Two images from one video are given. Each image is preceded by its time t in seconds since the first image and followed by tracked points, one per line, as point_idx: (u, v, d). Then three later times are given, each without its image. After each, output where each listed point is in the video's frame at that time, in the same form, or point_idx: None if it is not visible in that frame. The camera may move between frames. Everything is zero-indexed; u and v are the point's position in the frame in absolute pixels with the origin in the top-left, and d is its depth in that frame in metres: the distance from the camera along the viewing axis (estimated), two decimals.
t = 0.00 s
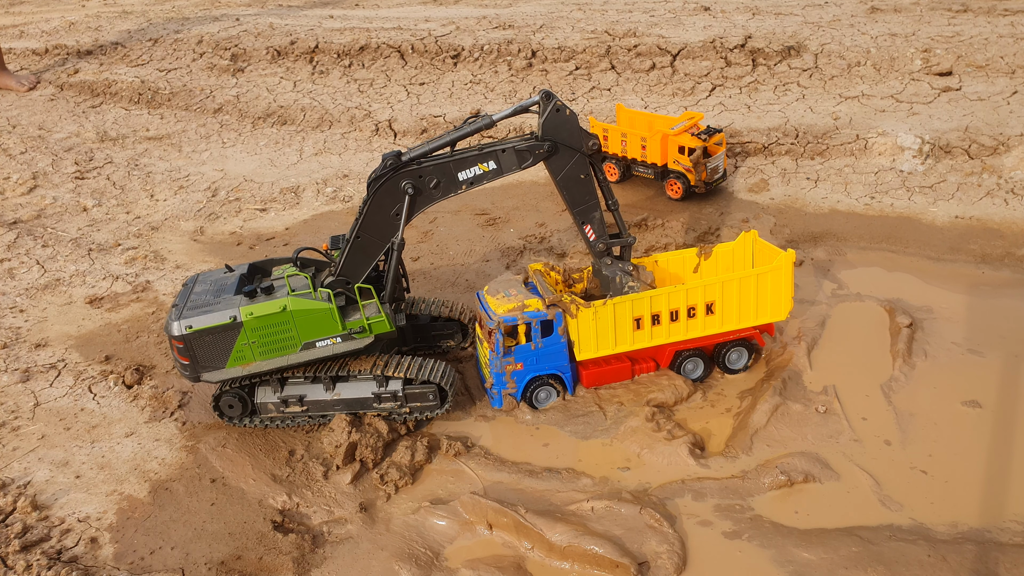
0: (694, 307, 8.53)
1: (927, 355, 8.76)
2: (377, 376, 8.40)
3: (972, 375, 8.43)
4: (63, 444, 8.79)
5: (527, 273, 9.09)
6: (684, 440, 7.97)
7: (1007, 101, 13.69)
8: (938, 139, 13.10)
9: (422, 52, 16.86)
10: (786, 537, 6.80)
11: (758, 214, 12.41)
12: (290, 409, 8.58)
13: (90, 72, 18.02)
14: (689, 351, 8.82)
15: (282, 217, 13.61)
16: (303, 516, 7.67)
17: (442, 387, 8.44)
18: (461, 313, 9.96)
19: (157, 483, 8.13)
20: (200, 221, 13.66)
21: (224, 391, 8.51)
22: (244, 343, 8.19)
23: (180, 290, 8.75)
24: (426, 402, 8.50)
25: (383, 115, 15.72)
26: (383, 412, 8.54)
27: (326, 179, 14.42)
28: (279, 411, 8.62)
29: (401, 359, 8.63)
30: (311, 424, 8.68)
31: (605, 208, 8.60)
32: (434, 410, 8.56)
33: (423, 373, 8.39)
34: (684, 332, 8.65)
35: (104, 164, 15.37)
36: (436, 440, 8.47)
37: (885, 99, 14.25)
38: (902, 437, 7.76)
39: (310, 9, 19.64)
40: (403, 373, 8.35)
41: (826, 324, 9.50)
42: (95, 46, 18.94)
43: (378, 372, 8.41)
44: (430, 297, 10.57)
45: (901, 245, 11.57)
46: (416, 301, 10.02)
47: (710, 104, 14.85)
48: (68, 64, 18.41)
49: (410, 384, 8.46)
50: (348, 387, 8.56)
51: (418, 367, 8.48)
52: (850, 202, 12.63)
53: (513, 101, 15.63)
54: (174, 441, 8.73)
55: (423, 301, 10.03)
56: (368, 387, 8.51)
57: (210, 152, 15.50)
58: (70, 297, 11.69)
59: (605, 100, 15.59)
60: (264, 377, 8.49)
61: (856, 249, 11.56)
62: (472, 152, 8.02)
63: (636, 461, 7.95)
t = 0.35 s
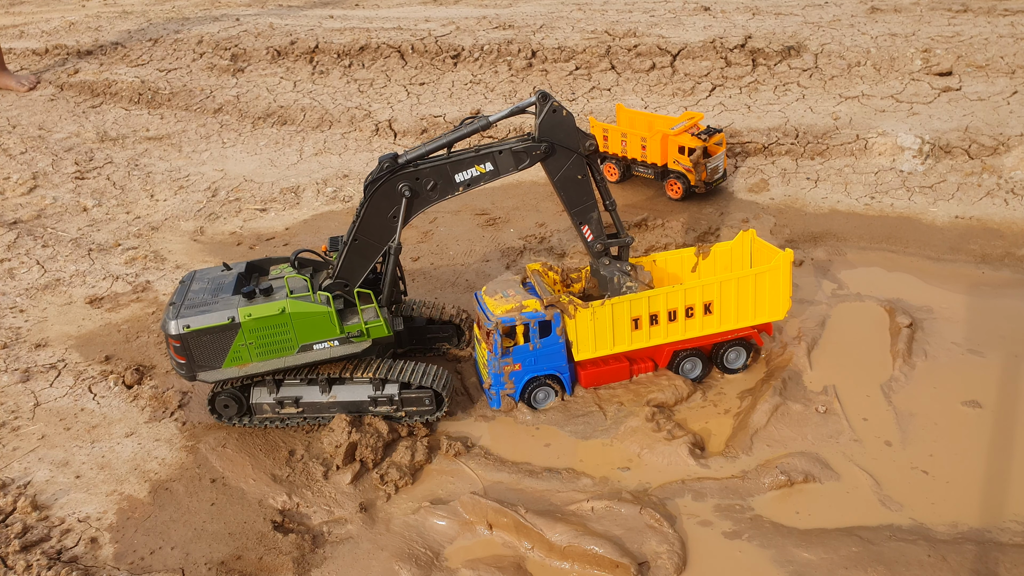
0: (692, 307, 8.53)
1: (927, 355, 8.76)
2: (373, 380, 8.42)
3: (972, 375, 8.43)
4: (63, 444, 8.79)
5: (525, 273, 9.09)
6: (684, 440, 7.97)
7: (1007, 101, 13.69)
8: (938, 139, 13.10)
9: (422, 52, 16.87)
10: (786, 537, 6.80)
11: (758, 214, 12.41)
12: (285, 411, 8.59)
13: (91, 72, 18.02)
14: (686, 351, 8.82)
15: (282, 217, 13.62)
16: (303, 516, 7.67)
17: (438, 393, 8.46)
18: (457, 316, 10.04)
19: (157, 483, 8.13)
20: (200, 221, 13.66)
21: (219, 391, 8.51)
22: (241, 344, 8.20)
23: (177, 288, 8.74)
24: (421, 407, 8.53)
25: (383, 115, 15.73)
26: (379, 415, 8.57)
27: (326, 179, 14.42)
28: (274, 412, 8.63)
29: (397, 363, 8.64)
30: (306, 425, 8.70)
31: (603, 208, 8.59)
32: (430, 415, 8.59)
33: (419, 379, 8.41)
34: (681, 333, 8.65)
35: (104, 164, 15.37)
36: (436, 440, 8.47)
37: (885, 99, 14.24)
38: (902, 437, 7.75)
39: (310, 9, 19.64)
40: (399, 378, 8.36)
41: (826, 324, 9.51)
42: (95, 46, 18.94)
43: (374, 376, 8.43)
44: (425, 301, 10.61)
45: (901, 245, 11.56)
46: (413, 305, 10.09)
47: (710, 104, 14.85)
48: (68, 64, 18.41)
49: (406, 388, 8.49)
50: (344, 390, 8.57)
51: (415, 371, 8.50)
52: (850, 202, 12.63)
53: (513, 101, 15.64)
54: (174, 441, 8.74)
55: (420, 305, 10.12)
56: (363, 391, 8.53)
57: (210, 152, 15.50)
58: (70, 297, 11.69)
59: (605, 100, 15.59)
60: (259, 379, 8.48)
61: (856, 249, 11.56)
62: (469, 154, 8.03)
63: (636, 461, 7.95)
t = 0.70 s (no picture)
0: (691, 307, 8.53)
1: (927, 355, 8.77)
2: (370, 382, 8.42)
3: (972, 375, 8.43)
4: (63, 444, 8.79)
5: (524, 273, 9.08)
6: (684, 440, 7.97)
7: (1007, 101, 13.69)
8: (938, 139, 13.10)
9: (422, 52, 16.87)
10: (786, 537, 6.80)
11: (758, 214, 12.41)
12: (282, 411, 8.61)
13: (91, 72, 18.02)
14: (685, 351, 8.81)
15: (282, 217, 13.61)
16: (303, 516, 7.67)
17: (435, 395, 8.45)
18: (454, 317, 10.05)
19: (157, 483, 8.13)
20: (200, 221, 13.65)
21: (217, 390, 8.53)
22: (239, 344, 8.20)
23: (176, 286, 8.75)
24: (418, 409, 8.53)
25: (383, 115, 15.73)
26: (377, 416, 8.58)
27: (326, 179, 14.42)
28: (272, 412, 8.66)
29: (394, 365, 8.63)
30: (303, 425, 8.72)
31: (602, 208, 8.59)
32: (426, 418, 8.58)
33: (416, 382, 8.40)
34: (680, 333, 8.65)
35: (104, 164, 15.37)
36: (436, 440, 8.47)
37: (885, 99, 14.25)
38: (902, 437, 7.76)
39: (310, 9, 19.64)
40: (396, 381, 8.35)
41: (826, 324, 9.51)
42: (95, 46, 18.94)
43: (371, 378, 8.42)
44: (424, 301, 10.61)
45: (901, 245, 11.56)
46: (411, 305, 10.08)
47: (709, 104, 14.85)
48: (68, 64, 18.41)
49: (403, 390, 8.49)
50: (341, 391, 8.57)
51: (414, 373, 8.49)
52: (850, 202, 12.63)
53: (513, 101, 15.64)
54: (174, 441, 8.73)
55: (419, 305, 10.12)
56: (361, 393, 8.53)
57: (210, 152, 15.50)
58: (70, 297, 11.69)
59: (605, 100, 15.59)
60: (257, 379, 8.49)
61: (857, 249, 11.56)
62: (467, 155, 8.04)
63: (636, 461, 7.95)
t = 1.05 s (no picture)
0: (690, 307, 8.53)
1: (927, 355, 8.76)
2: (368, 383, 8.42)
3: (972, 375, 8.42)
4: (63, 444, 8.79)
5: (524, 273, 9.09)
6: (684, 440, 7.96)
7: (1007, 101, 13.68)
8: (938, 139, 13.10)
9: (422, 52, 16.87)
10: (786, 537, 6.80)
11: (758, 214, 12.40)
12: (281, 410, 8.64)
13: (90, 72, 18.02)
14: (685, 351, 8.81)
15: (282, 217, 13.61)
16: (303, 516, 7.67)
17: (433, 396, 8.44)
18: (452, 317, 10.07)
19: (157, 483, 8.13)
20: (200, 221, 13.65)
21: (215, 389, 8.56)
22: (238, 343, 8.21)
23: (177, 284, 8.76)
24: (417, 410, 8.52)
25: (383, 115, 15.72)
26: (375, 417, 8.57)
27: (326, 179, 14.42)
28: (270, 411, 8.68)
29: (393, 366, 8.63)
30: (302, 425, 8.73)
31: (601, 208, 8.59)
32: (425, 418, 8.57)
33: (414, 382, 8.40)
34: (679, 333, 8.65)
35: (104, 164, 15.37)
36: (436, 440, 8.47)
37: (885, 99, 14.24)
38: (902, 437, 7.76)
39: (310, 9, 19.64)
40: (394, 382, 8.35)
41: (826, 324, 9.50)
42: (95, 46, 18.94)
43: (370, 379, 8.42)
44: (423, 301, 10.63)
45: (901, 245, 11.56)
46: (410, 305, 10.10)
47: (709, 104, 14.85)
48: (68, 64, 18.41)
49: (402, 391, 8.49)
50: (340, 391, 8.58)
51: (413, 374, 8.49)
52: (850, 202, 12.63)
53: (513, 101, 15.64)
54: (174, 441, 8.73)
55: (419, 306, 10.12)
56: (359, 393, 8.54)
57: (210, 152, 15.50)
58: (70, 297, 11.69)
59: (605, 100, 15.58)
60: (255, 378, 8.51)
61: (857, 249, 11.56)
62: (466, 155, 8.04)
63: (636, 461, 7.95)
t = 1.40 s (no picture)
0: (690, 308, 8.53)
1: (927, 355, 8.76)
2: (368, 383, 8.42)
3: (972, 375, 8.42)
4: (63, 444, 8.79)
5: (525, 273, 9.09)
6: (684, 440, 7.96)
7: (1007, 101, 13.69)
8: (938, 139, 13.10)
9: (422, 52, 16.87)
10: (786, 537, 6.80)
11: (758, 214, 12.41)
12: (281, 411, 8.64)
13: (90, 72, 18.02)
14: (685, 351, 8.82)
15: (282, 217, 13.61)
16: (303, 516, 7.68)
17: (433, 398, 8.43)
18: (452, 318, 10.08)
19: (157, 483, 8.12)
20: (200, 220, 13.65)
21: (215, 389, 8.57)
22: (238, 342, 8.20)
23: (178, 281, 8.75)
24: (417, 412, 8.50)
25: (383, 115, 15.73)
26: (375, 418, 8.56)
27: (326, 179, 14.42)
28: (270, 411, 8.68)
29: (394, 367, 8.63)
30: (302, 425, 8.72)
31: (602, 208, 8.59)
32: (424, 420, 8.56)
33: (414, 384, 8.39)
34: (679, 333, 8.66)
35: (104, 164, 15.37)
36: (436, 439, 8.47)
37: (885, 99, 14.24)
38: (902, 437, 7.76)
39: (310, 9, 19.64)
40: (395, 383, 8.35)
41: (826, 324, 9.51)
42: (95, 46, 18.93)
43: (370, 380, 8.42)
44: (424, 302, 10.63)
45: (901, 245, 11.56)
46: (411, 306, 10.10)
47: (709, 104, 14.85)
48: (68, 64, 18.41)
49: (402, 393, 8.48)
50: (340, 392, 8.58)
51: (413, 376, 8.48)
52: (850, 202, 12.63)
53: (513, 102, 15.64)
54: (174, 441, 8.73)
55: (419, 306, 10.12)
56: (359, 394, 8.53)
57: (210, 152, 15.50)
58: (70, 297, 11.69)
59: (605, 100, 15.58)
60: (255, 378, 8.51)
61: (857, 248, 11.56)
62: (467, 156, 8.03)
63: (636, 461, 7.95)
